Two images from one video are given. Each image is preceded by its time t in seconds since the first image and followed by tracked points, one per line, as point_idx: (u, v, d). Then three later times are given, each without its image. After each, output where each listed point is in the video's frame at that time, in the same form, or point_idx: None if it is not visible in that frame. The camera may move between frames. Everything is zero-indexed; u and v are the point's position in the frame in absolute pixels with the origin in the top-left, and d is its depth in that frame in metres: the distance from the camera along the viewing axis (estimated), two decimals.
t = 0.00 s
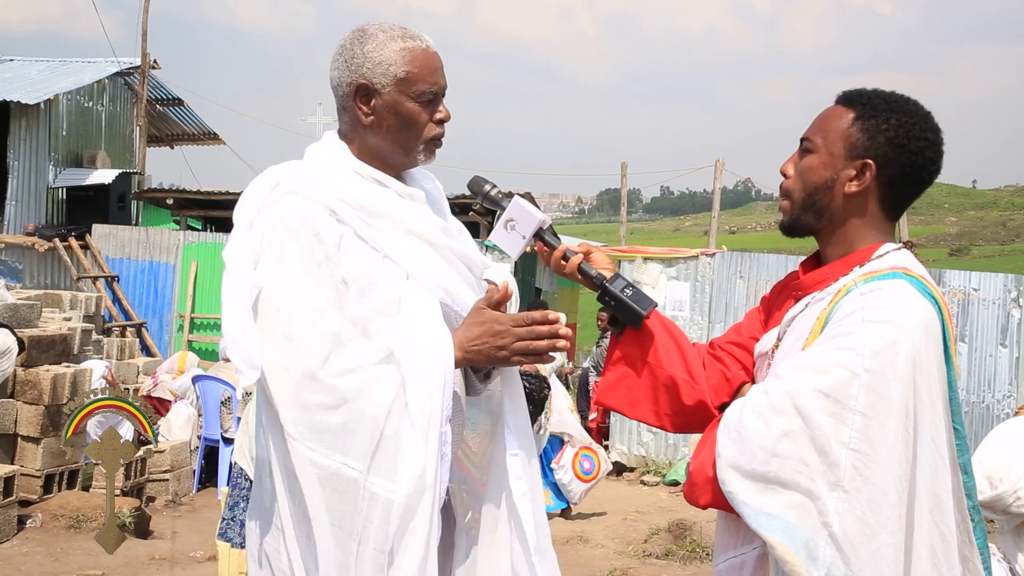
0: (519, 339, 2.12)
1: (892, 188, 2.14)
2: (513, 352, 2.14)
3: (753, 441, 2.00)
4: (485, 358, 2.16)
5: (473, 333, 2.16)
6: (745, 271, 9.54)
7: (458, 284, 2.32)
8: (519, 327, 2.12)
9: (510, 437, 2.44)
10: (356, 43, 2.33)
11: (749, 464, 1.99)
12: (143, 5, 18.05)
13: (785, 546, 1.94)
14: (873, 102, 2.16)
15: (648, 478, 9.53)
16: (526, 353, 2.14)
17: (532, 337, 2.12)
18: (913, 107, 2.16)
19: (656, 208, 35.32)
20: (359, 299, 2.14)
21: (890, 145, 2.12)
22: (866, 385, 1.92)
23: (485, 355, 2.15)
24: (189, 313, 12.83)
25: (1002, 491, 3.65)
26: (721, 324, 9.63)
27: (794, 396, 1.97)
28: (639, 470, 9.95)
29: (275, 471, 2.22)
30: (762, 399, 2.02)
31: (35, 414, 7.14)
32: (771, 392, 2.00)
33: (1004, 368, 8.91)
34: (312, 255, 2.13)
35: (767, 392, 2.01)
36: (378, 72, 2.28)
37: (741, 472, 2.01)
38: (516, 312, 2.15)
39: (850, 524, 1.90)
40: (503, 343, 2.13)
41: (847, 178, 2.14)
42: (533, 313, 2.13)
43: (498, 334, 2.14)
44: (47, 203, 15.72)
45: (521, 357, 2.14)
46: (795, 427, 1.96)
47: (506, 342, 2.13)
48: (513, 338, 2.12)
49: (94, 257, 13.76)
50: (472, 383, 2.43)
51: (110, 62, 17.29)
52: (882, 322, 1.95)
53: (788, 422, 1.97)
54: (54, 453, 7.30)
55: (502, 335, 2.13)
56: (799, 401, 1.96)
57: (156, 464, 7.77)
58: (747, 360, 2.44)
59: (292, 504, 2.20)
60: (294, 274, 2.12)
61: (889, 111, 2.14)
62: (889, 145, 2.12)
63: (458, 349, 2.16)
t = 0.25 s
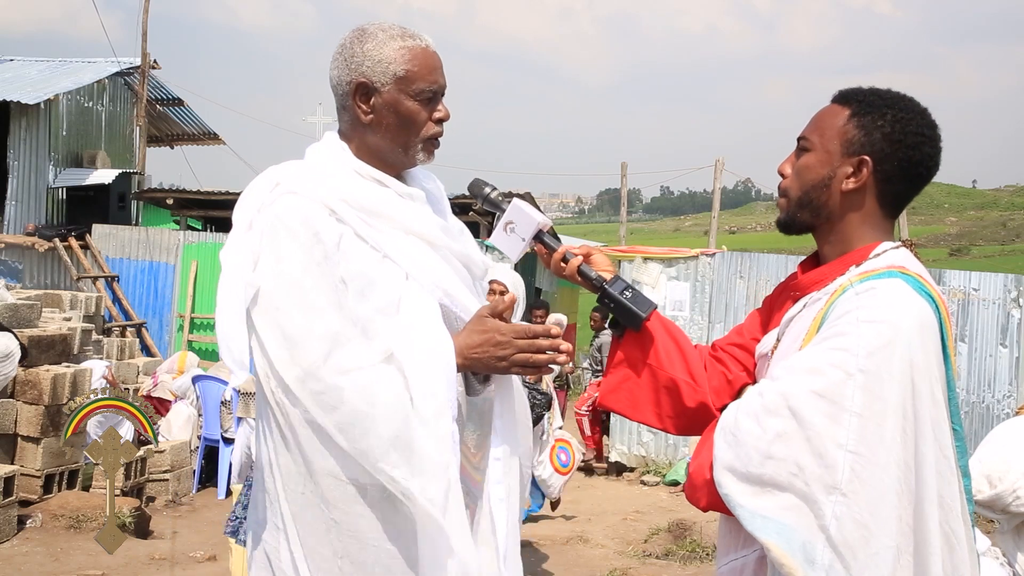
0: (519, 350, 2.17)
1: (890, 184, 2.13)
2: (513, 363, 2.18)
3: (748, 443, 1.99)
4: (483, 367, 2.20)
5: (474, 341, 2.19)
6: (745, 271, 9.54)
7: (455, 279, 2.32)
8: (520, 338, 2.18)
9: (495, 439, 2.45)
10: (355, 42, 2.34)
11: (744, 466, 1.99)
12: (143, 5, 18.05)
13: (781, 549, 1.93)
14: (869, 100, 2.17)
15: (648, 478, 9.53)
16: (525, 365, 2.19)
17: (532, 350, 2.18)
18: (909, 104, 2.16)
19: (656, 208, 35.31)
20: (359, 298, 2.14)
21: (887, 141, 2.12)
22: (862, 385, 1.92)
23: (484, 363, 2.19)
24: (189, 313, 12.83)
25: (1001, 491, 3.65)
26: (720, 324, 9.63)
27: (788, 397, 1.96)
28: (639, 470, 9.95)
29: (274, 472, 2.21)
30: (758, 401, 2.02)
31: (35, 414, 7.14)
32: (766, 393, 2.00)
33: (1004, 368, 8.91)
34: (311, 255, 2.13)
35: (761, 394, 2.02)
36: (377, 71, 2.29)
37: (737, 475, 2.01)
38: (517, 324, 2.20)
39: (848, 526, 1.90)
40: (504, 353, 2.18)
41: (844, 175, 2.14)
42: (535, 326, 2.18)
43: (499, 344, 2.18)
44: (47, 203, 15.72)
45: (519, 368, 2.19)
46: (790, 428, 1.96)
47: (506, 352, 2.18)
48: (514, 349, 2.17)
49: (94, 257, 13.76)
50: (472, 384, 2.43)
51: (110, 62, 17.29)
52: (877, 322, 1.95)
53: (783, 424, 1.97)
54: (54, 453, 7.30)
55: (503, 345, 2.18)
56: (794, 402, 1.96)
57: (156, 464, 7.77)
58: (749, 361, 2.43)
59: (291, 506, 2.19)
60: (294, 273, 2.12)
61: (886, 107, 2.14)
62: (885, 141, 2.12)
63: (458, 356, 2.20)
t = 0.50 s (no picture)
0: (524, 345, 2.15)
1: (888, 181, 2.12)
2: (517, 357, 2.16)
3: (743, 445, 2.00)
4: (486, 359, 2.18)
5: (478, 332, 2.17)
6: (745, 271, 9.54)
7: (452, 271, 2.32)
8: (525, 334, 2.15)
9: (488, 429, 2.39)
10: (348, 41, 2.34)
11: (740, 468, 2.00)
12: (143, 5, 18.06)
13: (775, 549, 1.95)
14: (867, 100, 2.17)
15: (648, 478, 9.53)
16: (530, 358, 2.16)
17: (537, 345, 2.16)
18: (908, 103, 2.16)
19: (656, 208, 35.28)
20: (359, 297, 2.13)
21: (885, 139, 2.12)
22: (856, 386, 1.92)
23: (489, 355, 2.17)
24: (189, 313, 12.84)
25: (1001, 490, 3.65)
26: (720, 324, 9.62)
27: (783, 399, 1.96)
28: (639, 470, 9.94)
29: (275, 471, 2.21)
30: (752, 403, 2.02)
31: (35, 414, 7.14)
32: (761, 395, 2.01)
33: (1004, 368, 8.91)
34: (310, 254, 2.13)
35: (756, 396, 2.02)
36: (370, 68, 2.29)
37: (733, 477, 2.02)
38: (523, 317, 2.18)
39: (842, 528, 1.89)
40: (508, 348, 2.16)
41: (842, 175, 2.14)
42: (539, 320, 2.15)
43: (504, 338, 2.16)
44: (47, 203, 15.72)
45: (524, 361, 2.17)
46: (785, 430, 1.96)
47: (510, 346, 2.15)
48: (519, 343, 2.15)
49: (94, 257, 13.77)
50: (472, 380, 2.41)
51: (111, 62, 17.29)
52: (870, 324, 1.95)
53: (778, 425, 1.97)
54: (54, 453, 7.30)
55: (507, 339, 2.16)
56: (788, 404, 1.96)
57: (156, 464, 7.77)
58: (747, 361, 2.44)
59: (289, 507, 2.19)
60: (292, 273, 2.12)
61: (883, 107, 2.15)
62: (882, 140, 2.12)
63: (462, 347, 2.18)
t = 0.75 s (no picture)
0: (533, 287, 2.11)
1: (884, 182, 2.13)
2: (530, 301, 2.12)
3: (742, 443, 1.99)
4: (501, 315, 2.15)
5: (486, 292, 2.16)
6: (745, 271, 9.54)
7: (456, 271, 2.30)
8: (532, 276, 2.11)
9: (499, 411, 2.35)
10: (342, 41, 2.32)
11: (739, 465, 1.99)
12: (143, 5, 18.05)
13: (774, 545, 1.94)
14: (862, 101, 2.18)
15: (648, 478, 9.53)
16: (543, 298, 2.12)
17: (546, 282, 2.11)
18: (902, 105, 2.18)
19: (656, 208, 35.27)
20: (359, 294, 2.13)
21: (880, 140, 2.12)
22: (854, 384, 1.92)
23: (500, 309, 2.14)
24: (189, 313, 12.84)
25: (1002, 491, 3.65)
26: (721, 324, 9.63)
27: (782, 397, 1.96)
28: (639, 470, 9.95)
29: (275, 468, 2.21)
30: (751, 400, 2.01)
31: (35, 414, 7.14)
32: (759, 393, 2.00)
33: (1004, 367, 8.92)
34: (310, 252, 2.13)
35: (755, 393, 2.01)
36: (366, 69, 2.27)
37: (732, 474, 2.00)
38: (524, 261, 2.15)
39: (840, 523, 1.90)
40: (518, 295, 2.12)
41: (837, 174, 2.14)
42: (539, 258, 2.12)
43: (511, 285, 2.13)
44: (47, 203, 15.71)
45: (538, 303, 2.13)
46: (784, 427, 1.96)
47: (519, 293, 2.12)
48: (526, 286, 2.12)
49: (94, 257, 13.76)
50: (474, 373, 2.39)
51: (110, 62, 17.29)
52: (868, 323, 1.95)
53: (777, 423, 1.96)
54: (54, 453, 7.30)
55: (514, 287, 2.13)
56: (787, 402, 1.95)
57: (156, 464, 7.78)
58: (740, 360, 2.44)
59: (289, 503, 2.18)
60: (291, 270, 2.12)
61: (878, 108, 2.16)
62: (878, 140, 2.13)
63: (473, 311, 2.16)
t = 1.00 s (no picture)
0: (533, 289, 2.11)
1: (878, 182, 2.14)
2: (530, 304, 2.13)
3: (741, 441, 1.99)
4: (501, 317, 2.15)
5: (486, 294, 2.15)
6: (745, 271, 9.55)
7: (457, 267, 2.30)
8: (532, 278, 2.11)
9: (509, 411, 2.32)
10: (343, 44, 2.31)
11: (738, 464, 1.99)
12: (143, 5, 18.06)
13: (775, 544, 1.93)
14: (856, 101, 2.18)
15: (648, 478, 9.53)
16: (543, 301, 2.13)
17: (545, 285, 2.11)
18: (896, 105, 2.18)
19: (657, 208, 35.25)
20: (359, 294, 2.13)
21: (874, 140, 2.13)
22: (851, 383, 1.92)
23: (501, 311, 2.14)
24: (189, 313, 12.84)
25: (1002, 491, 3.64)
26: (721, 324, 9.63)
27: (780, 395, 1.96)
28: (639, 470, 9.95)
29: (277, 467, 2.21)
30: (749, 399, 2.01)
31: (35, 414, 7.14)
32: (758, 392, 2.00)
33: (1004, 368, 8.93)
34: (309, 252, 2.13)
35: (753, 392, 2.01)
36: (367, 74, 2.26)
37: (731, 473, 2.01)
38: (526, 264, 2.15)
39: (838, 521, 1.90)
40: (518, 297, 2.12)
41: (832, 174, 2.14)
42: (543, 259, 2.12)
43: (512, 287, 2.13)
44: (47, 203, 15.71)
45: (538, 306, 2.14)
46: (782, 426, 1.96)
47: (520, 295, 2.12)
48: (528, 287, 2.12)
49: (94, 257, 13.76)
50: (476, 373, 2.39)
51: (111, 62, 17.29)
52: (864, 321, 1.95)
53: (776, 422, 1.96)
54: (54, 453, 7.30)
55: (515, 289, 2.13)
56: (785, 401, 1.95)
57: (156, 464, 7.78)
58: (735, 360, 2.45)
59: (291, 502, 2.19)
60: (291, 269, 2.12)
61: (873, 108, 2.16)
62: (872, 141, 2.13)
63: (473, 314, 2.15)
